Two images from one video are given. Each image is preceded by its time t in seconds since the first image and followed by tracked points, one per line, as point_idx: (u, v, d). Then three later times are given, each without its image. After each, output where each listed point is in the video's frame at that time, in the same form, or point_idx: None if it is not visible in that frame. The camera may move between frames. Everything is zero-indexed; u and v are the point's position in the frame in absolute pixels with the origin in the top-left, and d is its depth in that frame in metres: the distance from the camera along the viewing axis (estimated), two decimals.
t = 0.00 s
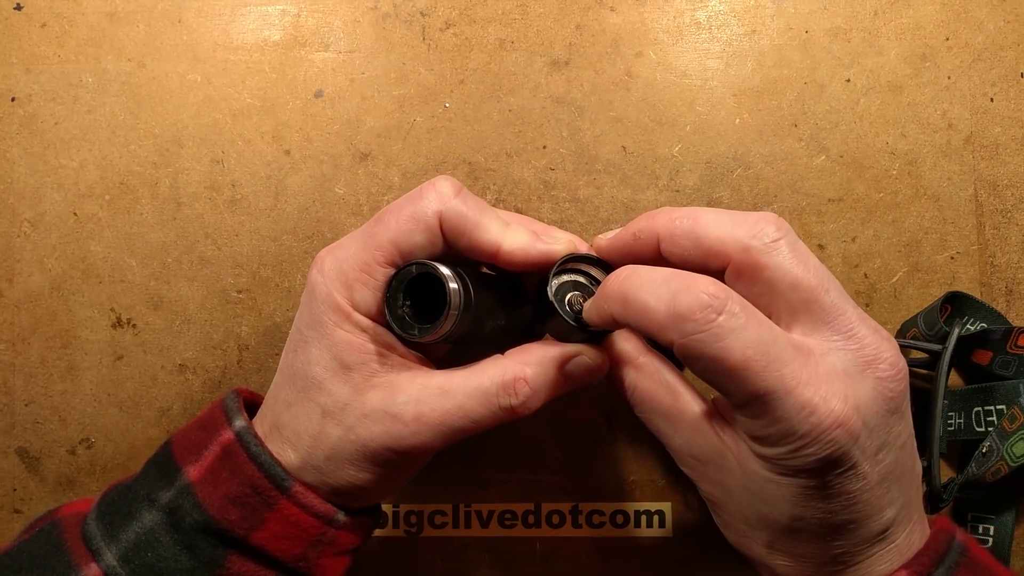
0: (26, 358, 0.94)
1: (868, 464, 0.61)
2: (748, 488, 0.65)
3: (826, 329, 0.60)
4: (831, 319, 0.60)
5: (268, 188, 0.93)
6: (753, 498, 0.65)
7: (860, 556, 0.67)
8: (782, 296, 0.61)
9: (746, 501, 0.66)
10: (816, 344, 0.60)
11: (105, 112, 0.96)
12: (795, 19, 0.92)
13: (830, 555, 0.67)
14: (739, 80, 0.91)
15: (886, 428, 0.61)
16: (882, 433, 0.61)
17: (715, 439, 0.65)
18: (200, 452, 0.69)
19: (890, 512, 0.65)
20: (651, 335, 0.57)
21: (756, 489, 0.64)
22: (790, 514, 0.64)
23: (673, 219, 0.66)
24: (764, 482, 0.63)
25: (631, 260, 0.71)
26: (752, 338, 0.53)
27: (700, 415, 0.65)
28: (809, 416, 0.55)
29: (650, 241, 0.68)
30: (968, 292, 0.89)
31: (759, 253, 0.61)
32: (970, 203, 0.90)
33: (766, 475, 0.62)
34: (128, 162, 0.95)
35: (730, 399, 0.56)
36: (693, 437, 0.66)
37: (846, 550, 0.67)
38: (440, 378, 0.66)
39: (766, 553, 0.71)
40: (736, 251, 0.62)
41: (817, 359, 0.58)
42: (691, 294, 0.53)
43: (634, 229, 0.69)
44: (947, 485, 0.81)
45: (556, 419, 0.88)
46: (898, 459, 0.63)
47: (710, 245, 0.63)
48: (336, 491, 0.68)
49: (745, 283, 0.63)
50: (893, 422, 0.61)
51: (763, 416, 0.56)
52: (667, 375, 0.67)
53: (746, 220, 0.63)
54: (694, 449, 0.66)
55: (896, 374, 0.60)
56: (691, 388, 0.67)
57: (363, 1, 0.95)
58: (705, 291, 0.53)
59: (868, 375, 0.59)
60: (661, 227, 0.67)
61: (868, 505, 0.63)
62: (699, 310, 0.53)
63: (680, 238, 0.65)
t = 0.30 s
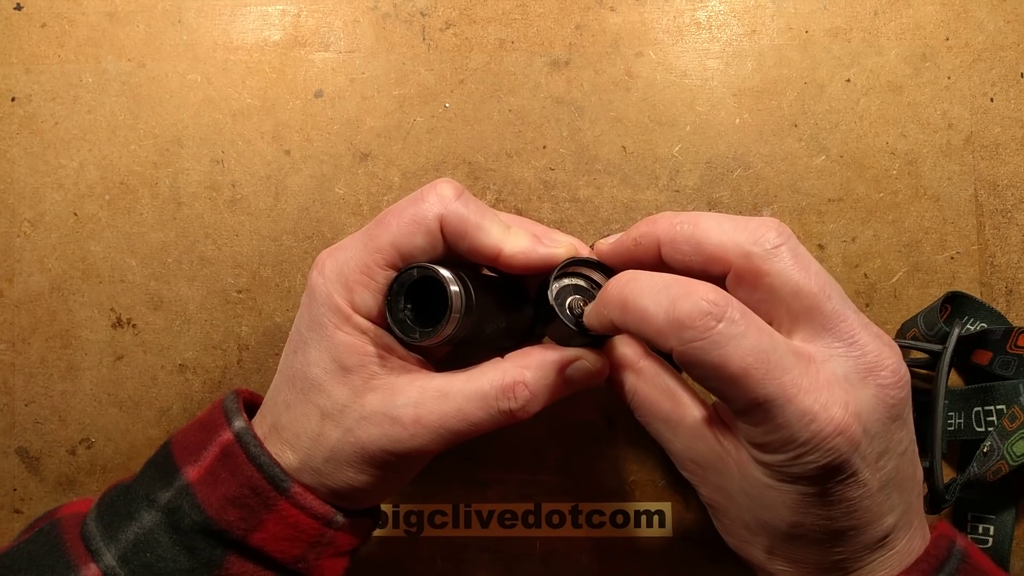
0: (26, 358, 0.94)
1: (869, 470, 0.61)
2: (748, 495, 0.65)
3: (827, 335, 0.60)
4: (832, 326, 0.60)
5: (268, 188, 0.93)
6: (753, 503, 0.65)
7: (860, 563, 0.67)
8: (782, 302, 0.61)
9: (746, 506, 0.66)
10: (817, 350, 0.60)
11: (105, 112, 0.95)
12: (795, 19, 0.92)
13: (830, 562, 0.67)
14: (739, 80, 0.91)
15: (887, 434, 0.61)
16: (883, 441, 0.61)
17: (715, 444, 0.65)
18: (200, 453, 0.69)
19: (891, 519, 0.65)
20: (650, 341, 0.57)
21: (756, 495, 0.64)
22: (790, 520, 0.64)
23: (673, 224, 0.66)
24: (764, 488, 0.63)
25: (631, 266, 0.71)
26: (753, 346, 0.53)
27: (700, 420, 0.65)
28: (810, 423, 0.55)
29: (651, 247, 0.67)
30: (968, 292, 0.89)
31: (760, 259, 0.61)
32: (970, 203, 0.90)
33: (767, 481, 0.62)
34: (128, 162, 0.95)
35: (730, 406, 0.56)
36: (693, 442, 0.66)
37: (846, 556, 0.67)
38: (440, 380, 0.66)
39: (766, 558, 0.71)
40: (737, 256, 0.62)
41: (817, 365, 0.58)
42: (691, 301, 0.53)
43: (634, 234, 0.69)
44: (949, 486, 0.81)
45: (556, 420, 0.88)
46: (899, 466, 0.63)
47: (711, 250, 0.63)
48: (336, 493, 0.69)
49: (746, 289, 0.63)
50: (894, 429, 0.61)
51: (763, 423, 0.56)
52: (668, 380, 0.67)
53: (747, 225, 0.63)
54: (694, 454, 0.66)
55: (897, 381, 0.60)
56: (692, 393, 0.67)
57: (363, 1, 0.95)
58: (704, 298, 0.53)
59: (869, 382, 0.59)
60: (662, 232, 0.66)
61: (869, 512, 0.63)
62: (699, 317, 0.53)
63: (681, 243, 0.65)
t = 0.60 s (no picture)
0: (26, 358, 0.94)
1: (871, 469, 0.61)
2: (751, 495, 0.65)
3: (828, 334, 0.60)
4: (833, 325, 0.60)
5: (268, 188, 0.93)
6: (755, 503, 0.65)
7: (863, 561, 0.67)
8: (783, 302, 0.61)
9: (748, 506, 0.66)
10: (817, 349, 0.60)
11: (105, 112, 0.96)
12: (795, 19, 0.92)
13: (833, 561, 0.67)
14: (739, 80, 0.91)
15: (888, 433, 0.61)
16: (885, 439, 0.61)
17: (716, 443, 0.65)
18: (199, 453, 0.69)
19: (893, 517, 0.65)
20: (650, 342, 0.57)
21: (759, 495, 0.64)
22: (793, 520, 0.64)
23: (671, 225, 0.66)
24: (766, 488, 0.63)
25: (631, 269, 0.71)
26: (753, 346, 0.53)
27: (701, 420, 0.65)
28: (811, 422, 0.55)
29: (649, 249, 0.67)
30: (968, 292, 0.89)
31: (759, 260, 0.61)
32: (970, 203, 0.90)
33: (769, 481, 0.62)
34: (128, 162, 0.95)
35: (731, 407, 0.56)
36: (694, 442, 0.66)
37: (849, 555, 0.67)
38: (439, 381, 0.66)
39: (769, 558, 0.71)
40: (736, 258, 0.62)
41: (818, 364, 0.58)
42: (689, 302, 0.53)
43: (632, 237, 0.68)
44: (950, 486, 0.81)
45: (556, 419, 0.88)
46: (900, 464, 0.63)
47: (709, 252, 0.63)
48: (335, 492, 0.69)
49: (746, 289, 0.62)
50: (896, 427, 0.61)
51: (764, 423, 0.56)
52: (670, 381, 0.67)
53: (745, 226, 0.62)
54: (695, 455, 0.66)
55: (898, 379, 0.60)
56: (693, 394, 0.67)
57: (363, 1, 0.95)
58: (703, 299, 0.53)
59: (870, 381, 0.59)
60: (660, 235, 0.66)
61: (871, 511, 0.63)
62: (698, 318, 0.53)
63: (679, 245, 0.65)
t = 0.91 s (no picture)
0: (26, 358, 0.94)
1: (873, 470, 0.61)
2: (753, 496, 0.65)
3: (831, 335, 0.60)
4: (836, 326, 0.60)
5: (268, 188, 0.93)
6: (757, 504, 0.65)
7: (865, 563, 0.67)
8: (785, 303, 0.61)
9: (749, 508, 0.66)
10: (819, 350, 0.60)
11: (105, 112, 0.96)
12: (795, 19, 0.92)
13: (835, 562, 0.67)
14: (739, 80, 0.91)
15: (891, 433, 0.61)
16: (887, 440, 0.61)
17: (717, 445, 0.65)
18: (199, 453, 0.69)
19: (895, 518, 0.65)
20: (654, 339, 0.56)
21: (761, 496, 0.64)
22: (795, 521, 0.64)
23: (674, 225, 0.65)
24: (768, 489, 0.63)
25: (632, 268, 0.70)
26: (759, 345, 0.53)
27: (701, 422, 0.66)
28: (815, 423, 0.55)
29: (652, 249, 0.67)
30: (968, 292, 0.89)
31: (761, 260, 0.61)
32: (970, 203, 0.90)
33: (771, 482, 0.62)
34: (128, 162, 0.95)
35: (736, 406, 0.56)
36: (695, 445, 0.66)
37: (851, 556, 0.67)
38: (440, 382, 0.66)
39: (770, 559, 0.71)
40: (739, 258, 0.62)
41: (821, 365, 0.58)
42: (699, 300, 0.53)
43: (634, 237, 0.68)
44: (950, 487, 0.81)
45: (556, 420, 0.88)
46: (902, 465, 0.63)
47: (712, 252, 0.63)
48: (335, 493, 0.68)
49: (749, 289, 0.62)
50: (897, 428, 0.61)
51: (768, 423, 0.56)
52: (669, 383, 0.68)
53: (748, 226, 0.62)
54: (697, 456, 0.67)
55: (901, 380, 0.60)
56: (692, 396, 0.67)
57: (363, 1, 0.95)
58: (712, 296, 0.53)
59: (872, 381, 0.60)
60: (662, 234, 0.66)
61: (873, 512, 0.63)
62: (706, 317, 0.53)
63: (682, 245, 0.65)
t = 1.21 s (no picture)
0: (26, 358, 0.94)
1: (875, 472, 0.61)
2: (753, 497, 0.65)
3: (832, 338, 0.60)
4: (837, 329, 0.60)
5: (268, 188, 0.93)
6: (757, 505, 0.65)
7: (863, 565, 0.67)
8: (787, 306, 0.61)
9: (749, 508, 0.66)
10: (821, 353, 0.60)
11: (105, 112, 0.96)
12: (794, 19, 0.92)
13: (835, 563, 0.67)
14: (739, 80, 0.91)
15: (892, 435, 0.61)
16: (888, 442, 0.61)
17: (718, 446, 0.65)
18: (200, 453, 0.69)
19: (895, 520, 0.65)
20: (653, 341, 0.56)
21: (762, 497, 0.64)
22: (795, 522, 0.64)
23: (673, 229, 0.65)
24: (769, 489, 0.63)
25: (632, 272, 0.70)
26: (760, 345, 0.53)
27: (702, 423, 0.65)
28: (817, 423, 0.55)
29: (652, 253, 0.67)
30: (968, 292, 0.89)
31: (763, 264, 0.61)
32: (970, 203, 0.90)
33: (773, 483, 0.62)
34: (128, 162, 0.95)
35: (737, 408, 0.56)
36: (696, 445, 0.66)
37: (850, 558, 0.67)
38: (440, 383, 0.66)
39: (769, 561, 0.71)
40: (739, 262, 0.62)
41: (823, 367, 0.58)
42: (698, 301, 0.53)
43: (634, 241, 0.68)
44: (946, 486, 0.81)
45: (556, 420, 0.88)
46: (902, 467, 0.63)
47: (712, 256, 0.63)
48: (335, 493, 0.68)
49: (750, 293, 0.62)
50: (898, 430, 0.61)
51: (770, 424, 0.56)
52: (670, 384, 0.67)
53: (749, 230, 0.62)
54: (697, 457, 0.66)
55: (901, 383, 0.60)
56: (693, 397, 0.67)
57: (363, 1, 0.95)
58: (711, 298, 0.53)
59: (874, 384, 0.60)
60: (662, 239, 0.66)
61: (874, 514, 0.63)
62: (706, 317, 0.53)
63: (682, 249, 0.65)
